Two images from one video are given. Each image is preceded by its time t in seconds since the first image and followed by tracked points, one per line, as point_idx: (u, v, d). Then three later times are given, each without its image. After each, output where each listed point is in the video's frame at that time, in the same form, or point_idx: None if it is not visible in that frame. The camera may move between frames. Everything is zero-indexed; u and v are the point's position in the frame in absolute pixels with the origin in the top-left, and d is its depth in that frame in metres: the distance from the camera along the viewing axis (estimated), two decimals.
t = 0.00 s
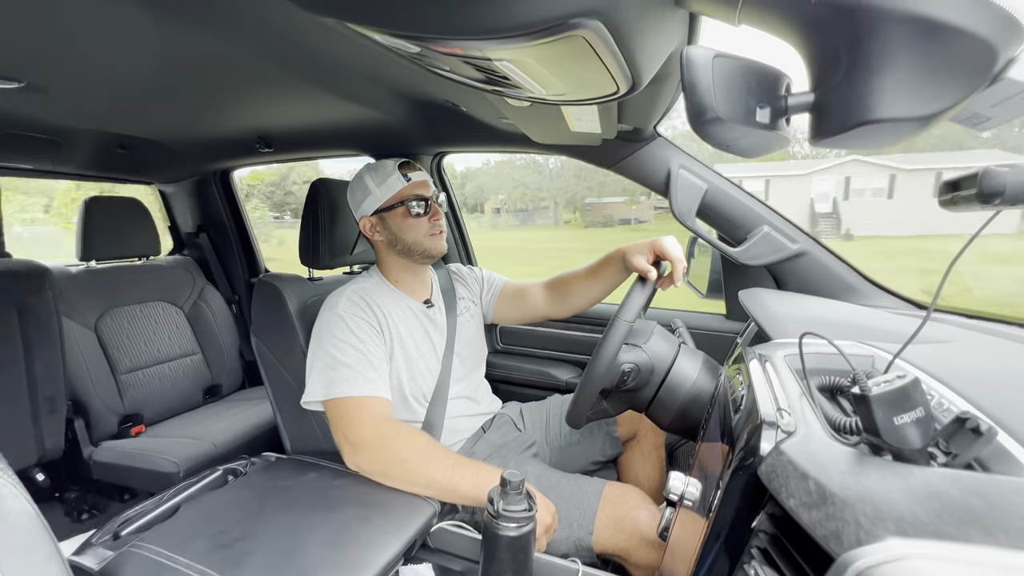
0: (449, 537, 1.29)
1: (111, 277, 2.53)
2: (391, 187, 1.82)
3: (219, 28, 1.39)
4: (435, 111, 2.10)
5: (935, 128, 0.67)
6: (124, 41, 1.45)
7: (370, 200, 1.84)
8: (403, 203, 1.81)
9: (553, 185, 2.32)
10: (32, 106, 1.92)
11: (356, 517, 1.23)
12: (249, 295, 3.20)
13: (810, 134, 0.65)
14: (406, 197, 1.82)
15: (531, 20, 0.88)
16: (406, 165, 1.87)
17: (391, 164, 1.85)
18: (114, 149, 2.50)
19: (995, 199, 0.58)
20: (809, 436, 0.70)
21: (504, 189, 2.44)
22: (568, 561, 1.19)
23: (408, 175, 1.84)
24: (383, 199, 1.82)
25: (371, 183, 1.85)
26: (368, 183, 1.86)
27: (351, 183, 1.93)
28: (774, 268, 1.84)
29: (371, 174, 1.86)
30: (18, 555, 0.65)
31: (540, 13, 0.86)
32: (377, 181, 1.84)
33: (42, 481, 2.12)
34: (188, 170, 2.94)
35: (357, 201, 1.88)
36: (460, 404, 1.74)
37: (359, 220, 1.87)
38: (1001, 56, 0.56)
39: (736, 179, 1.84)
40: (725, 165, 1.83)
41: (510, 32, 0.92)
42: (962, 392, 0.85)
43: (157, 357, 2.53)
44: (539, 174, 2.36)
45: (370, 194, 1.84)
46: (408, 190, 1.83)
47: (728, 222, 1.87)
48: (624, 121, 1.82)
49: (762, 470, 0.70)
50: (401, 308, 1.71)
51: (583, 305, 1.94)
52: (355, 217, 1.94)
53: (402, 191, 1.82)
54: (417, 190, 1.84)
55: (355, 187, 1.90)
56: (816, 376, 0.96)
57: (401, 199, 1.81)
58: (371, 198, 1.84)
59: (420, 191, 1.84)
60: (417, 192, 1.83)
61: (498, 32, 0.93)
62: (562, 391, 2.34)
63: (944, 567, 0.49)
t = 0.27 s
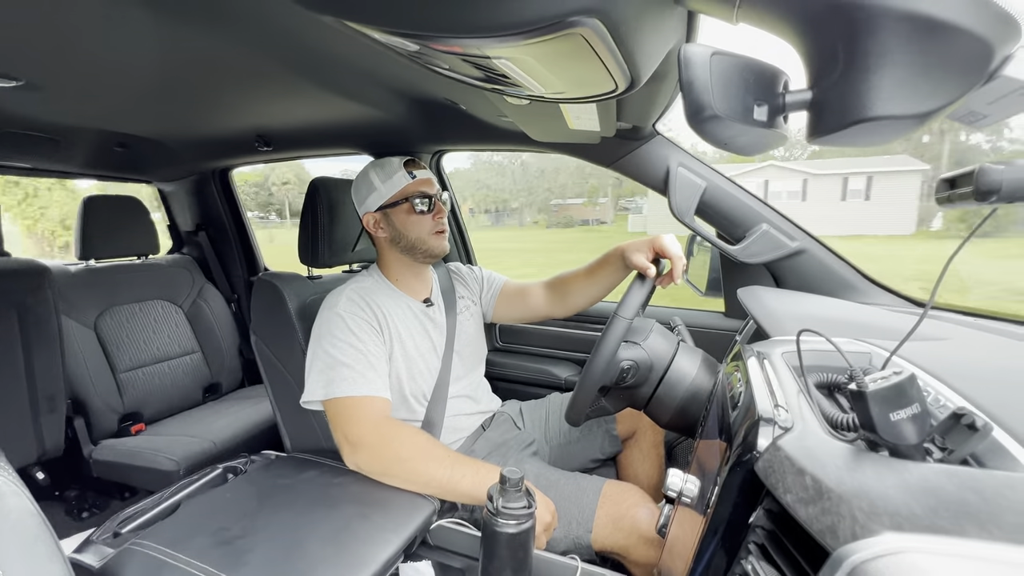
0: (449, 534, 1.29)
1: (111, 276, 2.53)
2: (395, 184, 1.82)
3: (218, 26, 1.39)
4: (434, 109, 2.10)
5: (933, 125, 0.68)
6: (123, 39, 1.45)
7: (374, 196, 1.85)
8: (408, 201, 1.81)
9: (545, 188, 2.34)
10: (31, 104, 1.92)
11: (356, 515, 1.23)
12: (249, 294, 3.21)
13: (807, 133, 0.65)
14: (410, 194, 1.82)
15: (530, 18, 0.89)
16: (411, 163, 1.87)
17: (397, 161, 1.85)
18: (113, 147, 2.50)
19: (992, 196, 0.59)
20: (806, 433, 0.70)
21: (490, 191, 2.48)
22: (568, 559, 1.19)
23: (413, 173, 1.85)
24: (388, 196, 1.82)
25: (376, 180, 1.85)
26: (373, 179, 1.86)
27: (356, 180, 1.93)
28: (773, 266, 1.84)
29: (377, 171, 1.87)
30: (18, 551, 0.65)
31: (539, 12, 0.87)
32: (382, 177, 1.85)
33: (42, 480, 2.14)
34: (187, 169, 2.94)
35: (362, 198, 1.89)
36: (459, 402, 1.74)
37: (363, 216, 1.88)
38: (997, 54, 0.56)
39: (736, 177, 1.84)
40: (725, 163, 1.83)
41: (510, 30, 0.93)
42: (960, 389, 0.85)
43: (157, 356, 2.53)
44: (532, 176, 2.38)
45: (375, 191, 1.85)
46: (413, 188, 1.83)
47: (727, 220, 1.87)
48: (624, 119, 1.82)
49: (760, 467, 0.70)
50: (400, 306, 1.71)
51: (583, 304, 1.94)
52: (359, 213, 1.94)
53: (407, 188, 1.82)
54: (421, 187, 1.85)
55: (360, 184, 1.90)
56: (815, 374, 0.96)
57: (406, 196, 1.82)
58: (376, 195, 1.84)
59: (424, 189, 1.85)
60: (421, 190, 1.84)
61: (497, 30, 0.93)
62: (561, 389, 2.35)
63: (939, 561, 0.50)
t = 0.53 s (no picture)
0: (450, 535, 1.29)
1: (112, 278, 2.53)
2: (396, 185, 1.82)
3: (218, 28, 1.39)
4: (434, 110, 2.10)
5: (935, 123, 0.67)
6: (123, 41, 1.45)
7: (376, 196, 1.85)
8: (409, 202, 1.81)
9: (545, 194, 2.34)
10: (31, 107, 1.92)
11: (358, 516, 1.23)
12: (250, 295, 3.21)
13: (808, 131, 0.65)
14: (412, 195, 1.82)
15: (529, 19, 0.89)
16: (413, 163, 1.86)
17: (398, 161, 1.85)
18: (114, 150, 2.50)
19: (994, 194, 0.58)
20: (809, 432, 0.70)
21: (493, 195, 2.50)
22: (570, 559, 1.19)
23: (415, 174, 1.84)
24: (389, 197, 1.82)
25: (378, 181, 1.85)
26: (374, 179, 1.86)
27: (357, 181, 1.93)
28: (774, 266, 1.84)
29: (379, 172, 1.86)
30: (20, 554, 0.65)
31: (538, 12, 0.87)
32: (383, 178, 1.85)
33: (45, 482, 2.12)
34: (188, 171, 2.94)
35: (363, 198, 1.89)
36: (460, 403, 1.74)
37: (364, 216, 1.88)
38: (999, 52, 0.56)
39: (736, 176, 1.84)
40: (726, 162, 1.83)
41: (509, 30, 0.93)
42: (962, 388, 0.85)
43: (159, 358, 2.53)
44: (530, 179, 2.39)
45: (376, 191, 1.85)
46: (414, 189, 1.83)
47: (728, 219, 1.87)
48: (624, 119, 1.82)
49: (762, 467, 0.70)
50: (401, 307, 1.71)
51: (584, 304, 1.94)
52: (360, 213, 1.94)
53: (408, 189, 1.82)
54: (423, 188, 1.85)
55: (361, 184, 1.90)
56: (816, 373, 0.96)
57: (407, 197, 1.82)
58: (377, 195, 1.84)
59: (426, 190, 1.85)
60: (423, 191, 1.84)
61: (496, 31, 0.93)
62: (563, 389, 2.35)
63: (944, 561, 0.50)
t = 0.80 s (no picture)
0: (449, 533, 1.30)
1: (111, 275, 2.53)
2: (392, 182, 1.82)
3: (218, 25, 1.39)
4: (434, 107, 2.09)
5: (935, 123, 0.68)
6: (122, 37, 1.45)
7: (371, 194, 1.84)
8: (405, 198, 1.82)
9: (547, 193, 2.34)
10: (30, 103, 1.92)
11: (356, 513, 1.23)
12: (249, 292, 3.20)
13: (808, 131, 0.66)
14: (407, 192, 1.83)
15: (530, 17, 0.89)
16: (406, 161, 1.88)
17: (392, 159, 1.85)
18: (113, 146, 2.49)
19: (993, 194, 0.58)
20: (806, 431, 0.70)
21: (492, 197, 2.50)
22: (569, 557, 1.19)
23: (409, 170, 1.85)
24: (384, 194, 1.82)
25: (371, 179, 1.85)
26: (369, 177, 1.86)
27: (351, 180, 1.93)
28: (773, 265, 1.84)
29: (372, 169, 1.86)
30: (19, 549, 0.66)
31: (539, 10, 0.87)
32: (378, 176, 1.84)
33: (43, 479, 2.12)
34: (187, 168, 2.94)
35: (358, 196, 1.88)
36: (459, 401, 1.74)
37: (360, 214, 1.87)
38: (998, 52, 0.56)
39: (736, 176, 1.84)
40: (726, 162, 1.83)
41: (510, 28, 0.93)
42: (960, 387, 0.85)
43: (158, 354, 2.53)
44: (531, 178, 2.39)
45: (371, 189, 1.84)
46: (409, 185, 1.84)
47: (728, 218, 1.87)
48: (624, 118, 1.82)
49: (760, 466, 0.70)
50: (400, 305, 1.71)
51: (584, 302, 1.94)
52: (355, 212, 1.94)
53: (403, 186, 1.82)
54: (417, 185, 1.85)
55: (356, 183, 1.90)
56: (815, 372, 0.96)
57: (403, 194, 1.82)
58: (373, 193, 1.84)
59: (420, 186, 1.85)
60: (418, 188, 1.84)
61: (497, 28, 0.93)
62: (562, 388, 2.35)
63: (940, 560, 0.50)
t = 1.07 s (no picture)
0: (450, 533, 1.30)
1: (112, 276, 2.53)
2: (376, 191, 1.80)
3: (218, 25, 1.39)
4: (434, 108, 2.09)
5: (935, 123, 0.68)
6: (122, 38, 1.45)
7: (362, 201, 1.85)
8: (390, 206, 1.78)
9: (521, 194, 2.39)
10: (31, 104, 1.92)
11: (357, 514, 1.23)
12: (250, 293, 3.20)
13: (809, 131, 0.66)
14: (391, 200, 1.78)
15: (530, 16, 0.89)
16: (397, 164, 1.81)
17: (381, 164, 1.81)
18: (113, 147, 2.49)
19: (994, 193, 0.58)
20: (808, 431, 0.70)
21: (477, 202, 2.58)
22: (570, 558, 1.19)
23: (395, 177, 1.79)
24: (372, 202, 1.81)
25: (362, 185, 1.84)
26: (360, 184, 1.85)
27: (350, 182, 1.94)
28: (773, 265, 1.84)
29: (363, 175, 1.85)
30: (20, 550, 0.66)
31: (539, 11, 0.87)
32: (367, 182, 1.83)
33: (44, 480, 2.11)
34: (187, 168, 2.94)
35: (354, 200, 1.90)
36: (460, 401, 1.74)
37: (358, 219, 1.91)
38: (999, 51, 0.56)
39: (736, 176, 1.84)
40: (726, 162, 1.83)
41: (509, 28, 0.93)
42: (961, 388, 0.85)
43: (158, 355, 2.53)
44: (530, 180, 2.40)
45: (361, 196, 1.85)
46: (394, 193, 1.79)
47: (728, 219, 1.86)
48: (625, 118, 1.82)
49: (761, 465, 0.70)
50: (400, 306, 1.71)
51: (584, 302, 1.94)
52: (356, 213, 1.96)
53: (387, 194, 1.79)
54: (403, 191, 1.80)
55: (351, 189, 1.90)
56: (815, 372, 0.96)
57: (388, 202, 1.79)
58: (363, 200, 1.84)
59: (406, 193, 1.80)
60: (403, 194, 1.79)
61: (497, 28, 0.93)
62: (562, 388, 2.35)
63: (942, 560, 0.50)
